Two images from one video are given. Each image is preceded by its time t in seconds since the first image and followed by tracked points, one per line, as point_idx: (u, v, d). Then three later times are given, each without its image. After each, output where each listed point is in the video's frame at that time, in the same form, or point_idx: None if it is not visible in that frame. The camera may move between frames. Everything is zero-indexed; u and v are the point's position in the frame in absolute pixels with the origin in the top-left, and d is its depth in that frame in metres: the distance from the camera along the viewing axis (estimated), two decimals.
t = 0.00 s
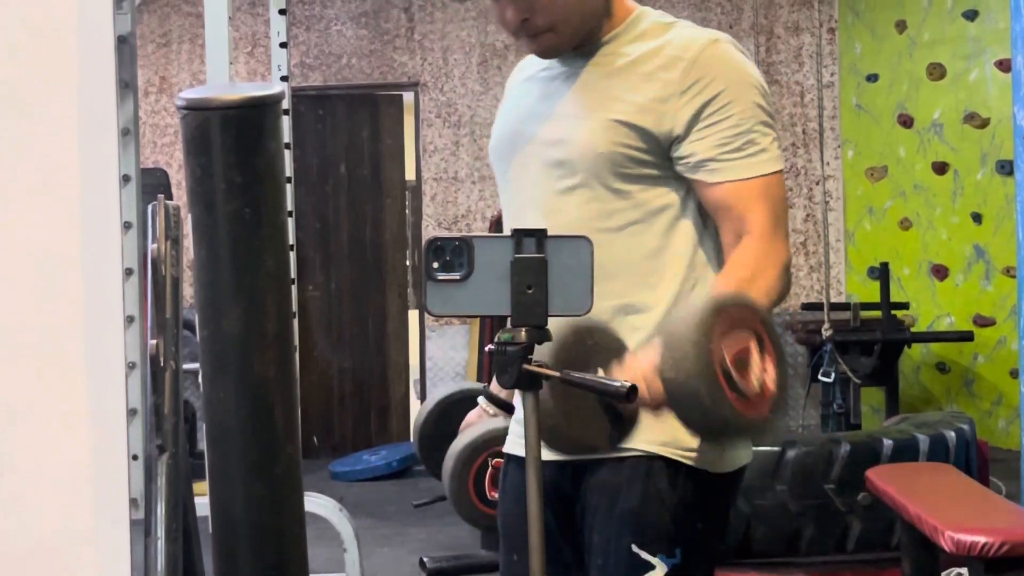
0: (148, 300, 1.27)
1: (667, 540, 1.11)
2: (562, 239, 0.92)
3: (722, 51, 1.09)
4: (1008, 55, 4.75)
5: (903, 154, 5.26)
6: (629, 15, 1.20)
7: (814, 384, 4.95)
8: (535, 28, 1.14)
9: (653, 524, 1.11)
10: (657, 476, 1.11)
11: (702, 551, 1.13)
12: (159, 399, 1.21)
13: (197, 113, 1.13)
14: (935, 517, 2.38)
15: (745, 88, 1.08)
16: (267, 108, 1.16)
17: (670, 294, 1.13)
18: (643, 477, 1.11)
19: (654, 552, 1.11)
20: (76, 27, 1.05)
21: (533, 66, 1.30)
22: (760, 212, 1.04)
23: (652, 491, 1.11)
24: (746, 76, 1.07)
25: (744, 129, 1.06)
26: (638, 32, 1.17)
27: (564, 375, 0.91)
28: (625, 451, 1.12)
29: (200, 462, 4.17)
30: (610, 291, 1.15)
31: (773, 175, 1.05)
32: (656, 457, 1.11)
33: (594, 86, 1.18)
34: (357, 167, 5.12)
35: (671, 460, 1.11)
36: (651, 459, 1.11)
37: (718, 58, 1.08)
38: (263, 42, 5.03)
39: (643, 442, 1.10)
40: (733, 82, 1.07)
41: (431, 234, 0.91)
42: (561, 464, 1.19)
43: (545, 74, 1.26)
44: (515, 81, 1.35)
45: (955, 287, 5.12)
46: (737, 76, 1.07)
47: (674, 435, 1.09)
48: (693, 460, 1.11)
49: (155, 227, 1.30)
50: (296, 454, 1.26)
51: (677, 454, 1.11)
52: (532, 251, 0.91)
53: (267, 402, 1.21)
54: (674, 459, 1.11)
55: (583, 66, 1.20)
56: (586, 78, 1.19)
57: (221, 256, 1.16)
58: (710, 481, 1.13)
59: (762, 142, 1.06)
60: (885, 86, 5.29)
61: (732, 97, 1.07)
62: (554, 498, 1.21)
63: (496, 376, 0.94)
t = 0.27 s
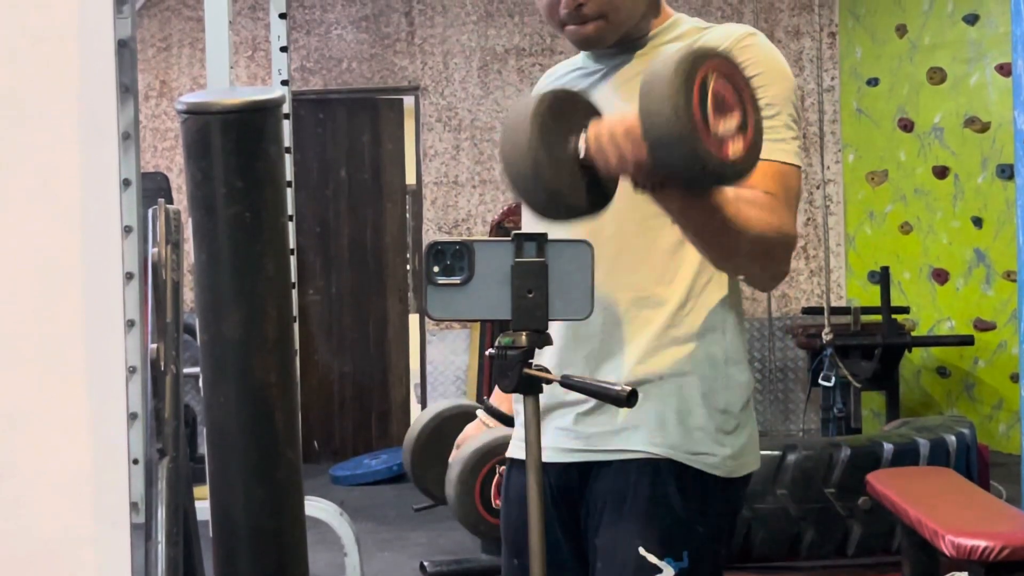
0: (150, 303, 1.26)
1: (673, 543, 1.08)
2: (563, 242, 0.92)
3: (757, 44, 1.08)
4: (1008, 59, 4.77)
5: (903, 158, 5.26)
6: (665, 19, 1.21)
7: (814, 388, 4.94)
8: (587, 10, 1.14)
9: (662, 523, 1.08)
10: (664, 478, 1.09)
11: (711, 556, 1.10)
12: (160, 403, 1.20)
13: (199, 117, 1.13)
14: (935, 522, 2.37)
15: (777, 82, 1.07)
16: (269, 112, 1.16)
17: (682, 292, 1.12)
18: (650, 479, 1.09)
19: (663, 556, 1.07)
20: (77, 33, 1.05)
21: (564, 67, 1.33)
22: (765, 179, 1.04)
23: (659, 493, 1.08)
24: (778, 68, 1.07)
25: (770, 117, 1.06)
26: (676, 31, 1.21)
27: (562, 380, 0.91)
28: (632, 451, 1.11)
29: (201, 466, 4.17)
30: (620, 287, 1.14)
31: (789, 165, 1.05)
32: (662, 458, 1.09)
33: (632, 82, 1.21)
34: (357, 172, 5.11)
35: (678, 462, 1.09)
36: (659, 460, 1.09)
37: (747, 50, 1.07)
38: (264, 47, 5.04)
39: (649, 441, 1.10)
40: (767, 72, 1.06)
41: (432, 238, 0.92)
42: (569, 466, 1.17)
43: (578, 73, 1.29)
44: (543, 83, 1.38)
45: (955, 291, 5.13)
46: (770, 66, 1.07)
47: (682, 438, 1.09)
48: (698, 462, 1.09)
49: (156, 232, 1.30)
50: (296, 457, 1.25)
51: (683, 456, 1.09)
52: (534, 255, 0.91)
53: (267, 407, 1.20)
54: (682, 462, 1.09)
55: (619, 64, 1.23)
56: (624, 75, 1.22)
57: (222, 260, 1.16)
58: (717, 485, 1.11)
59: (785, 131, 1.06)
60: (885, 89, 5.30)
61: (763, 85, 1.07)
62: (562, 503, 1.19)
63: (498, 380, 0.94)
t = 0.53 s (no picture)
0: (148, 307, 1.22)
1: (675, 549, 1.08)
2: (562, 246, 0.92)
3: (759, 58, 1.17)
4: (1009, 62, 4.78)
5: (903, 162, 5.26)
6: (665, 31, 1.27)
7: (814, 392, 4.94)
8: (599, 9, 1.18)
9: (664, 531, 1.08)
10: (665, 484, 1.08)
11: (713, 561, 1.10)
12: (159, 407, 1.19)
13: (200, 121, 1.10)
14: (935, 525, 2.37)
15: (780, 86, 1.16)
16: (268, 115, 1.12)
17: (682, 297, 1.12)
18: (652, 485, 1.09)
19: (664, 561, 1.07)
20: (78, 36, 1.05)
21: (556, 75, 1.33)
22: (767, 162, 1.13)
23: (662, 498, 1.08)
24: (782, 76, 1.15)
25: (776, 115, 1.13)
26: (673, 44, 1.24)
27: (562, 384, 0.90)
28: (634, 457, 1.10)
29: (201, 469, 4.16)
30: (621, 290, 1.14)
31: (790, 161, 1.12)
32: (665, 464, 1.09)
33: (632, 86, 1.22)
34: (358, 176, 5.11)
35: (681, 467, 1.08)
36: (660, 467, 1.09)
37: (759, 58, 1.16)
38: (264, 50, 5.04)
39: (652, 446, 1.09)
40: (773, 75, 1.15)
41: (433, 242, 0.91)
42: (571, 474, 1.16)
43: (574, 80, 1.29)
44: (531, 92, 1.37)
45: (955, 295, 5.13)
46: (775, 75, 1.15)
47: (684, 443, 1.09)
48: (701, 467, 1.09)
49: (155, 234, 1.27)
50: (297, 461, 1.21)
51: (686, 461, 1.08)
52: (534, 259, 0.91)
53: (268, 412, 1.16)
54: (684, 468, 1.09)
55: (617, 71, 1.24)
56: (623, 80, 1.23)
57: (222, 264, 1.12)
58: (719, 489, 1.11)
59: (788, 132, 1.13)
60: (886, 93, 5.30)
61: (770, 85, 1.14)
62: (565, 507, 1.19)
63: (498, 384, 0.93)
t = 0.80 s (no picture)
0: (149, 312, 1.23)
1: (678, 553, 1.07)
2: (563, 250, 0.91)
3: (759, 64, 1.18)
4: (1009, 67, 4.87)
5: (903, 166, 5.26)
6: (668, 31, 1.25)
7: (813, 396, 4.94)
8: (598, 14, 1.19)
9: (666, 535, 1.07)
10: (669, 489, 1.08)
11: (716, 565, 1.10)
12: (159, 410, 1.19)
13: (197, 125, 0.96)
14: (935, 529, 2.37)
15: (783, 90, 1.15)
16: (269, 120, 0.98)
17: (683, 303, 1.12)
18: (656, 490, 1.08)
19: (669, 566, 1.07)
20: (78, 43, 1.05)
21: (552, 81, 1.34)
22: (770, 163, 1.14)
23: (664, 503, 1.08)
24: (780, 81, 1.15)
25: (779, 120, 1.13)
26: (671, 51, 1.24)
27: (563, 388, 0.90)
28: (636, 463, 1.09)
29: (201, 474, 4.15)
30: (621, 297, 1.14)
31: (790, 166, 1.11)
32: (668, 470, 1.08)
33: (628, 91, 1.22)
34: (358, 180, 5.12)
35: (685, 472, 1.08)
36: (663, 472, 1.08)
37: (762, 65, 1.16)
38: (264, 54, 5.05)
39: (654, 452, 1.09)
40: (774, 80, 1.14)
41: (432, 246, 0.91)
42: (573, 482, 1.16)
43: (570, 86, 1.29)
44: (526, 99, 1.38)
45: (955, 299, 5.15)
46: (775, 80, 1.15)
47: (688, 448, 1.08)
48: (705, 472, 1.08)
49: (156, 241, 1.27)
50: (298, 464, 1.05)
51: (690, 467, 1.08)
52: (533, 263, 0.91)
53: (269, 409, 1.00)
54: (689, 473, 1.08)
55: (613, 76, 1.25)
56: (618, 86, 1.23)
57: (220, 270, 0.98)
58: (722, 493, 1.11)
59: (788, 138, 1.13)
60: (886, 97, 5.28)
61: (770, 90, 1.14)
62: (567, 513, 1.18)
63: (498, 388, 0.93)
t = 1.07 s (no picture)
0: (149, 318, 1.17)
1: (676, 556, 1.09)
2: (563, 254, 0.91)
3: (752, 67, 1.09)
4: (1010, 72, 4.89)
5: (904, 170, 5.26)
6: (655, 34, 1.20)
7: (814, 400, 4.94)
8: (561, 38, 1.13)
9: (665, 537, 1.09)
10: (667, 492, 1.09)
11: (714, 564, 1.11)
12: (161, 415, 1.15)
13: (198, 130, 0.95)
14: (935, 534, 2.37)
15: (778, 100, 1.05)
16: (269, 125, 0.97)
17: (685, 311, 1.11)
18: (655, 492, 1.09)
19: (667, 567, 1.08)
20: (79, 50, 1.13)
21: (551, 82, 1.32)
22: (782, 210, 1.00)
23: (663, 506, 1.09)
24: (774, 92, 1.05)
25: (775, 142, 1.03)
26: (666, 49, 1.18)
27: (564, 392, 0.90)
28: (636, 465, 1.11)
29: (201, 478, 4.14)
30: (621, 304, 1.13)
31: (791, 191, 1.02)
32: (667, 472, 1.09)
33: (619, 103, 1.19)
34: (358, 184, 5.12)
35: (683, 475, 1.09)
36: (663, 474, 1.10)
37: (754, 77, 1.07)
38: (265, 59, 5.05)
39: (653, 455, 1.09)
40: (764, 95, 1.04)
41: (432, 250, 0.91)
42: (571, 483, 1.16)
43: (568, 90, 1.28)
44: (529, 97, 1.37)
45: (956, 304, 5.16)
46: (767, 93, 1.05)
47: (688, 451, 1.09)
48: (704, 474, 1.10)
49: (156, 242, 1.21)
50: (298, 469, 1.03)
51: (688, 468, 1.09)
52: (534, 268, 0.90)
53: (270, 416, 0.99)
54: (688, 476, 1.10)
55: (605, 83, 1.22)
56: (609, 96, 1.20)
57: (222, 274, 0.96)
58: (722, 496, 1.12)
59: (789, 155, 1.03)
60: (886, 102, 5.28)
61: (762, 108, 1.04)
62: (567, 513, 1.18)
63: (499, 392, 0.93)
